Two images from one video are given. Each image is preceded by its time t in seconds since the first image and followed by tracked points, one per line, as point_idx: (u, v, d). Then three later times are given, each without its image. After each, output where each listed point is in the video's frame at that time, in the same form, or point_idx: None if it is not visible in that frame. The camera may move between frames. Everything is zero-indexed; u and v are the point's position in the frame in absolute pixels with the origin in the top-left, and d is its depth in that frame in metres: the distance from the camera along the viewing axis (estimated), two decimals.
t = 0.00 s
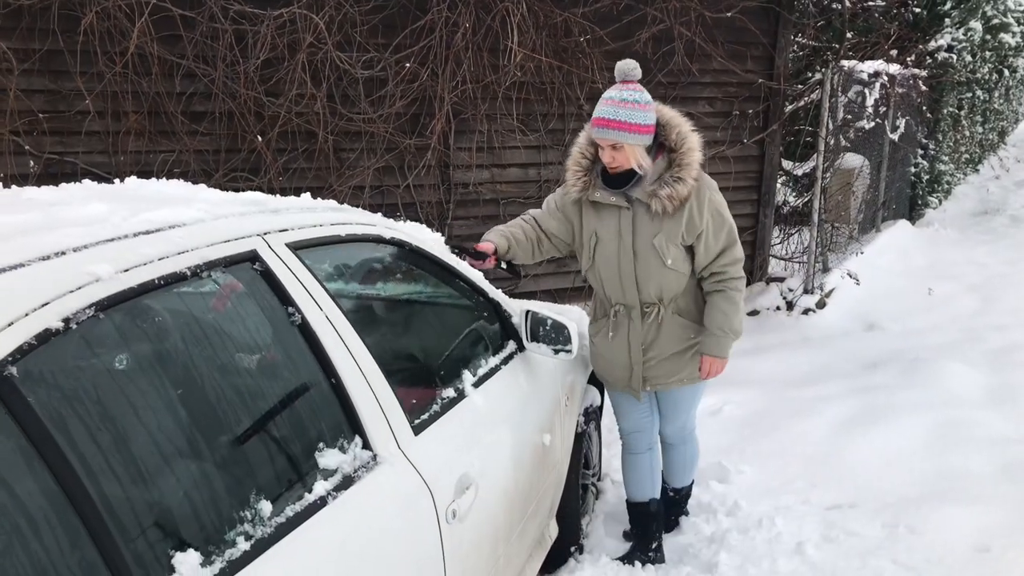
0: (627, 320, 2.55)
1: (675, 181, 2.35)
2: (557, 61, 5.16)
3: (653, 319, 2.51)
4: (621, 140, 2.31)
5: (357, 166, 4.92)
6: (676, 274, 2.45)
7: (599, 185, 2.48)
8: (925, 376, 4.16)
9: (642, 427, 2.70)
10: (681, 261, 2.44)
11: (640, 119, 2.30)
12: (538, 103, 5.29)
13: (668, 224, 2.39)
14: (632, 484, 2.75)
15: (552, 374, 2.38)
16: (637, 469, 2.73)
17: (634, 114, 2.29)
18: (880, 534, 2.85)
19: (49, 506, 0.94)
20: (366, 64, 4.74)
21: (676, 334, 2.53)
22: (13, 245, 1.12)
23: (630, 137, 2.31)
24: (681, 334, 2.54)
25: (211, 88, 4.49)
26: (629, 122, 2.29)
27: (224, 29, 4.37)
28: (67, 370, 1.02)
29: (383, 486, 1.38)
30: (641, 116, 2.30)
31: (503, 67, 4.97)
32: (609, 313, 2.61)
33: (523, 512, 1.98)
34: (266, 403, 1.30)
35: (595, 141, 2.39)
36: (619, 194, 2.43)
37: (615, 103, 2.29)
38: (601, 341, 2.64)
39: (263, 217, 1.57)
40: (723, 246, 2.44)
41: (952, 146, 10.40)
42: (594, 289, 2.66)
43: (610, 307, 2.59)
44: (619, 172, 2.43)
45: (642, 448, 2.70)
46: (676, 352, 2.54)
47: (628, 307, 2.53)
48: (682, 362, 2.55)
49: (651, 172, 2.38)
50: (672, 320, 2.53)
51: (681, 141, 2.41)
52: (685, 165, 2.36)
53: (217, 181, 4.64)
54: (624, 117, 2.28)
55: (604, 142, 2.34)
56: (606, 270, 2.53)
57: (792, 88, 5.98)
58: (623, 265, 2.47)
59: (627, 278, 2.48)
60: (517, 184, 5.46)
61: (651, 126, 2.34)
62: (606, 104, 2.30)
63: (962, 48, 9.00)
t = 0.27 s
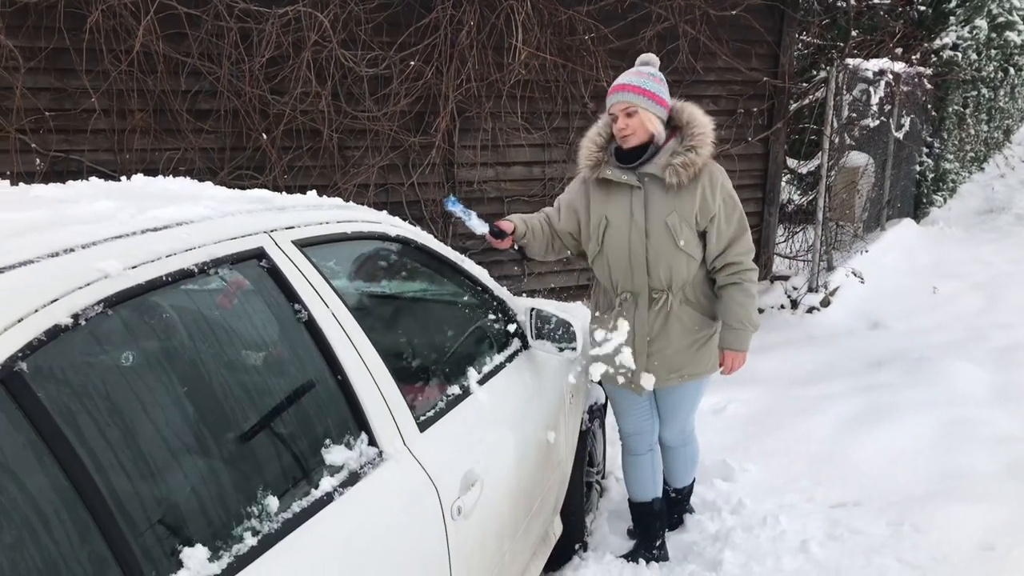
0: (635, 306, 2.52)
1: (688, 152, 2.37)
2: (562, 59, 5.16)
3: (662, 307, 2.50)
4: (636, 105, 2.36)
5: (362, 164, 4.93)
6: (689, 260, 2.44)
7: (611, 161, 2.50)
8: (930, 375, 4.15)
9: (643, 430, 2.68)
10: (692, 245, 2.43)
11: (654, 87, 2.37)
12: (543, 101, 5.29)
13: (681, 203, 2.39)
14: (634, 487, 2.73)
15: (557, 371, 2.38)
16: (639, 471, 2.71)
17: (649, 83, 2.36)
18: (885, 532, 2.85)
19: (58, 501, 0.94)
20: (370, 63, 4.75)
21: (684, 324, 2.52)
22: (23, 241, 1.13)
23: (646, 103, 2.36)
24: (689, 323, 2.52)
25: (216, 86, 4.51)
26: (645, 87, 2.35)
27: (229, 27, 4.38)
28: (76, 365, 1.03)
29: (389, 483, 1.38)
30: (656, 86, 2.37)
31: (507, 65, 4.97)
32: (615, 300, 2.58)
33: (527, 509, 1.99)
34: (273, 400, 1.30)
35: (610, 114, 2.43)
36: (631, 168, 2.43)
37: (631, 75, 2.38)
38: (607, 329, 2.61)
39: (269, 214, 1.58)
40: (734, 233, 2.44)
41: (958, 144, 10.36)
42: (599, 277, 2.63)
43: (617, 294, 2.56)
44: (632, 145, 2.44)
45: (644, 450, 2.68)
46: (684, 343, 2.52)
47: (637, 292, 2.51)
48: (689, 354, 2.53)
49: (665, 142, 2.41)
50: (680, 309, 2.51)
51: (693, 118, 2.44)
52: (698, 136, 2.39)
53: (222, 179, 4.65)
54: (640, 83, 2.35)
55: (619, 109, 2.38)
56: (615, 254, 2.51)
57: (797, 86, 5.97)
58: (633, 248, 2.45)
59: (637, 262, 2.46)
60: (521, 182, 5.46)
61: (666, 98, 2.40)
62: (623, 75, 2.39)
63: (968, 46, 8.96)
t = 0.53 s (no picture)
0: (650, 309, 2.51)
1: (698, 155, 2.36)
2: (565, 58, 5.16)
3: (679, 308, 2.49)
4: (637, 113, 2.36)
5: (365, 163, 4.93)
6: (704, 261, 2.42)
7: (619, 166, 2.48)
8: (933, 375, 4.15)
9: (639, 431, 2.68)
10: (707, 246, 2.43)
11: (652, 92, 2.36)
12: (546, 101, 5.30)
13: (694, 204, 2.39)
14: (632, 490, 2.72)
15: (559, 370, 2.39)
16: (637, 473, 2.71)
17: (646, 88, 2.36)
18: (887, 532, 2.85)
19: (66, 496, 0.95)
20: (373, 62, 4.76)
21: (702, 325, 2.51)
22: (30, 239, 1.13)
23: (647, 109, 2.36)
24: (706, 324, 2.52)
25: (220, 85, 4.52)
26: (644, 94, 2.35)
27: (233, 27, 4.39)
28: (82, 361, 1.03)
29: (393, 480, 1.39)
30: (653, 90, 2.37)
31: (510, 65, 4.98)
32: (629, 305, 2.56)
33: (530, 507, 1.99)
34: (277, 397, 1.31)
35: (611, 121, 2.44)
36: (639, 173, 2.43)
37: (627, 81, 2.38)
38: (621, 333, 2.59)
39: (274, 212, 1.59)
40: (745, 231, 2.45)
41: (961, 144, 10.35)
42: (610, 282, 2.61)
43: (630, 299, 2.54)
44: (638, 151, 2.44)
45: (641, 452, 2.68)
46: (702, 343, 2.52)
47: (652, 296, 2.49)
48: (707, 355, 2.52)
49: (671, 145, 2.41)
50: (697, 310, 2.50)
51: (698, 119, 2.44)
52: (705, 138, 2.38)
53: (225, 178, 4.66)
54: (637, 90, 2.35)
55: (620, 117, 2.38)
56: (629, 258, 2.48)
57: (800, 85, 5.97)
58: (649, 252, 2.43)
59: (652, 266, 2.44)
60: (524, 182, 5.47)
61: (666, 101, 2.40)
62: (619, 83, 2.38)
63: (972, 45, 8.95)
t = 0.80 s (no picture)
0: (637, 304, 2.69)
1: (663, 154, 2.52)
2: (536, 63, 5.18)
3: (662, 301, 2.64)
4: (619, 133, 2.60)
5: (340, 174, 4.90)
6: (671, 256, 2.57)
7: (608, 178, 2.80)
8: (908, 366, 4.24)
9: (646, 429, 2.77)
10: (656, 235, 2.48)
11: (637, 116, 2.55)
12: (518, 106, 5.31)
13: (640, 199, 2.50)
14: (662, 487, 2.78)
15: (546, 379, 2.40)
16: (657, 472, 2.77)
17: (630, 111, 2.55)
18: (872, 525, 2.90)
19: (60, 542, 0.94)
20: (344, 72, 4.73)
21: (686, 316, 2.62)
22: (11, 278, 1.11)
23: (628, 131, 2.58)
24: (686, 315, 2.61)
25: (189, 100, 4.46)
26: (627, 117, 2.56)
27: (200, 41, 4.34)
28: (69, 402, 1.02)
29: (387, 503, 1.39)
30: (643, 115, 2.55)
31: (482, 71, 4.98)
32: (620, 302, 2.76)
33: (522, 519, 2.00)
34: (266, 423, 1.30)
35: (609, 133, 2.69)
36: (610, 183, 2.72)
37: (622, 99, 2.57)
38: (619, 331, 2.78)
39: (256, 236, 1.58)
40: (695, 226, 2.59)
41: (925, 135, 10.57)
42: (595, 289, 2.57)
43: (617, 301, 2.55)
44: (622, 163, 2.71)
45: (650, 450, 2.76)
46: (681, 335, 2.62)
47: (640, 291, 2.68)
48: (688, 345, 2.62)
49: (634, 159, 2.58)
50: (677, 302, 2.62)
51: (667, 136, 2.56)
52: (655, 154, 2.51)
53: (198, 194, 4.60)
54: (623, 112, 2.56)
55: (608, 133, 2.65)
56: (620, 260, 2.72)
57: (768, 83, 6.05)
58: (602, 246, 2.44)
59: (603, 257, 2.44)
60: (499, 187, 5.47)
61: (652, 124, 2.56)
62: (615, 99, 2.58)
63: (931, 38, 9.14)
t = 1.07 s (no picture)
0: (646, 302, 2.81)
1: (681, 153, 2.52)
2: (535, 64, 5.18)
3: (674, 300, 2.78)
4: (631, 130, 2.58)
5: (338, 174, 4.90)
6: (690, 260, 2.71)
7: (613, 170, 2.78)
8: (906, 367, 4.24)
9: (645, 430, 2.77)
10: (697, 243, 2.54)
11: (651, 113, 2.54)
12: (517, 106, 5.31)
13: (672, 203, 2.51)
14: (662, 488, 2.80)
15: (543, 379, 2.41)
16: (657, 472, 2.79)
17: (643, 107, 2.53)
18: (869, 526, 2.91)
19: (55, 541, 0.94)
20: (343, 72, 4.73)
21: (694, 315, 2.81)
22: (8, 277, 1.11)
23: (641, 128, 2.57)
24: (694, 313, 2.81)
25: (188, 100, 4.46)
26: (640, 114, 2.54)
27: (200, 41, 4.35)
28: (65, 401, 1.02)
29: (384, 503, 1.39)
30: (653, 111, 2.55)
31: (481, 71, 4.99)
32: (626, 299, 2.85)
33: (519, 519, 2.00)
34: (262, 422, 1.30)
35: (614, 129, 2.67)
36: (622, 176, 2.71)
37: (632, 95, 2.55)
38: (625, 329, 2.86)
39: (254, 235, 1.58)
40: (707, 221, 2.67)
41: (923, 136, 10.58)
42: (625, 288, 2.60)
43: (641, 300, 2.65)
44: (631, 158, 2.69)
45: (649, 451, 2.77)
46: (688, 332, 2.83)
47: (650, 291, 2.79)
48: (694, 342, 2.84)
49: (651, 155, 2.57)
50: (687, 302, 2.79)
51: (683, 131, 2.56)
52: (678, 149, 2.51)
53: (197, 194, 4.60)
54: (635, 108, 2.54)
55: (617, 129, 2.62)
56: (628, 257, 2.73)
57: (767, 84, 6.06)
58: (659, 260, 2.46)
59: (657, 269, 2.47)
60: (498, 187, 5.47)
61: (663, 121, 2.57)
62: (624, 96, 2.56)
63: (930, 40, 9.15)
